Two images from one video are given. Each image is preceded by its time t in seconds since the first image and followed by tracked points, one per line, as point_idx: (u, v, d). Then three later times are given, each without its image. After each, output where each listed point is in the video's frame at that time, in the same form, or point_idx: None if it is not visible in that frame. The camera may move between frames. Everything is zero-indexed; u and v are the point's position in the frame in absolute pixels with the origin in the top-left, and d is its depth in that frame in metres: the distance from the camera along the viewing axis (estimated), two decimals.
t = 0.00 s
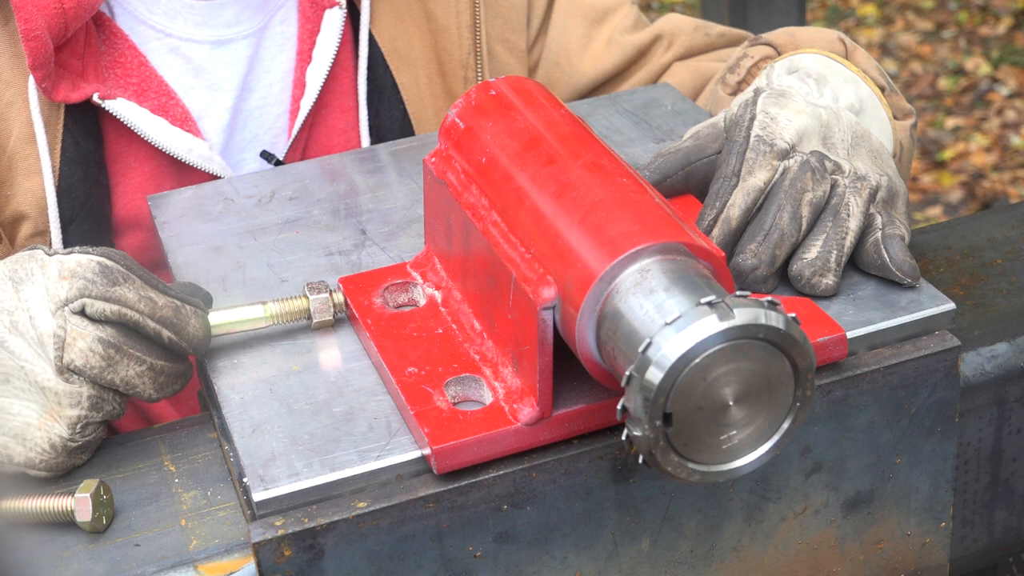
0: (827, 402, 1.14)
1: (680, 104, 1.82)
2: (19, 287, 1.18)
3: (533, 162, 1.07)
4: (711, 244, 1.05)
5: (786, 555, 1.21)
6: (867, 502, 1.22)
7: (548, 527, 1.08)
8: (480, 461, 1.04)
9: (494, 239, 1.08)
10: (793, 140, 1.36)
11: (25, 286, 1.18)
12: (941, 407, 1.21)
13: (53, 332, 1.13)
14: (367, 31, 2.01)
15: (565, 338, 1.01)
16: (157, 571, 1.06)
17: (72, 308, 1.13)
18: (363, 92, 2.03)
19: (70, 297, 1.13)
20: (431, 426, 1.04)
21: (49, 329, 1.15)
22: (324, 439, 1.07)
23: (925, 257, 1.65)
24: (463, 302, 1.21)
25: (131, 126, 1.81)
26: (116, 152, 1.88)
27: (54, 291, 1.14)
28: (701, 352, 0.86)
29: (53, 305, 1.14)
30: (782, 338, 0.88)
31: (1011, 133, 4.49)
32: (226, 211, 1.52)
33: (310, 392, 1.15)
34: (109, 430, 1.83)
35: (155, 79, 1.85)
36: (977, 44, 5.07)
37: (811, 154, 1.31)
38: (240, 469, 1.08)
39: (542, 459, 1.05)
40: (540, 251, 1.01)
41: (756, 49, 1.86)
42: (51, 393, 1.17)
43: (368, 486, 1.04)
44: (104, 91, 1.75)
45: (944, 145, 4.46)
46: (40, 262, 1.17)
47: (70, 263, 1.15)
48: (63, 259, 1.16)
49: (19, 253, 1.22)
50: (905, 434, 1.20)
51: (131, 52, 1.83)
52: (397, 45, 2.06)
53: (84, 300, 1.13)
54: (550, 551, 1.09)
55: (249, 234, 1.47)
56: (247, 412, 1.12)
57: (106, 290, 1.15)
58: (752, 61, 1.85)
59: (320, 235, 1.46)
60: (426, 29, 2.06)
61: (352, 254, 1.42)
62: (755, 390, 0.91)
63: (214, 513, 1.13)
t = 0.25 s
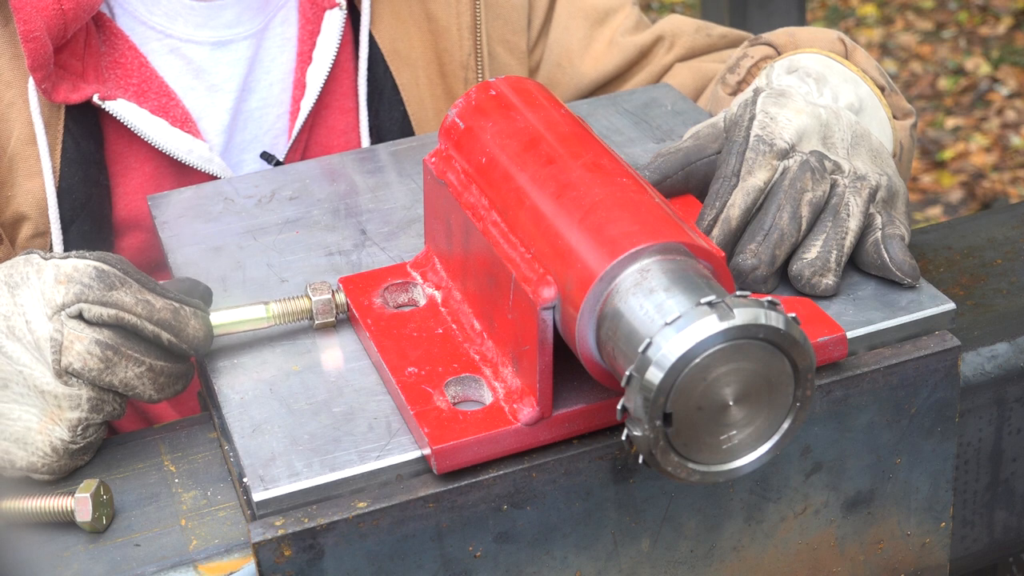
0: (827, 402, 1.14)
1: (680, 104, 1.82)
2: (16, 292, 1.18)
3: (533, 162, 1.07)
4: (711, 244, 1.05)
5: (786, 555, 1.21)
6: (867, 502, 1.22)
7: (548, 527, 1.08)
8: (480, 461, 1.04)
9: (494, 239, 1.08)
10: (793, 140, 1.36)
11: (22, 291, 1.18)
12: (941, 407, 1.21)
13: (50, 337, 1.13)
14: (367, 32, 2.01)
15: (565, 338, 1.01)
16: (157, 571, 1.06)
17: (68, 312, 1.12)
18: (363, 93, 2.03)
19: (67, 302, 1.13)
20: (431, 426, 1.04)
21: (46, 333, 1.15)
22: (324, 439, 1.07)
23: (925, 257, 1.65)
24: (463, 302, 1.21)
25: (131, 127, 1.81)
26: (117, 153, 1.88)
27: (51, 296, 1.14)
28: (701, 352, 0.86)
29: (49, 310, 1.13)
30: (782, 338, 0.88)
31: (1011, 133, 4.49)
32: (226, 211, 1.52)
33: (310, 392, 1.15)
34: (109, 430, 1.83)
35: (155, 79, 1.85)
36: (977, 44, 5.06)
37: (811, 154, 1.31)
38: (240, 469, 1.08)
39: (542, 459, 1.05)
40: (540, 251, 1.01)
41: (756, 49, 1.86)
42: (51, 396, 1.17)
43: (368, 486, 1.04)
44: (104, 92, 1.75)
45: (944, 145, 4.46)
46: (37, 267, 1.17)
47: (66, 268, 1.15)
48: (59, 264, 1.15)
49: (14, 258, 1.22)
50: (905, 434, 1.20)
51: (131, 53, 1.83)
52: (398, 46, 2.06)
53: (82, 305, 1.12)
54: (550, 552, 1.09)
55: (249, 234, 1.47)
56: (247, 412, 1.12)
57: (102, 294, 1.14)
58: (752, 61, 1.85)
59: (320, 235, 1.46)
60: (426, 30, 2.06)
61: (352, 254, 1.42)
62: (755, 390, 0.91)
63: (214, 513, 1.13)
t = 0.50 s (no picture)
0: (827, 402, 1.14)
1: (680, 104, 1.82)
2: (17, 294, 1.18)
3: (533, 162, 1.07)
4: (711, 244, 1.05)
5: (786, 555, 1.21)
6: (867, 502, 1.22)
7: (548, 527, 1.08)
8: (480, 461, 1.04)
9: (494, 239, 1.08)
10: (793, 139, 1.36)
11: (23, 294, 1.18)
12: (941, 407, 1.21)
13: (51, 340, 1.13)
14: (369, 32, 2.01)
15: (565, 338, 1.01)
16: (157, 571, 1.06)
17: (71, 317, 1.13)
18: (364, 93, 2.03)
19: (69, 307, 1.14)
20: (430, 426, 1.04)
21: (47, 337, 1.15)
22: (325, 439, 1.07)
23: (925, 257, 1.65)
24: (463, 302, 1.21)
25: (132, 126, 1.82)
26: (117, 152, 1.88)
27: (53, 301, 1.15)
28: (701, 352, 0.86)
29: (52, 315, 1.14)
30: (782, 338, 0.88)
31: (1011, 133, 4.49)
32: (226, 211, 1.52)
33: (310, 392, 1.15)
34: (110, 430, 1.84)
35: (156, 80, 1.85)
36: (977, 44, 5.06)
37: (810, 154, 1.31)
38: (240, 469, 1.08)
39: (542, 459, 1.05)
40: (540, 251, 1.01)
41: (756, 48, 1.86)
42: (52, 399, 1.17)
43: (368, 486, 1.04)
44: (105, 92, 1.75)
45: (944, 145, 4.46)
46: (39, 270, 1.17)
47: (70, 274, 1.16)
48: (63, 269, 1.16)
49: (15, 260, 1.22)
50: (905, 434, 1.20)
51: (132, 52, 1.83)
52: (400, 47, 2.06)
53: (83, 312, 1.13)
54: (550, 551, 1.09)
55: (249, 234, 1.47)
56: (247, 413, 1.12)
57: (106, 303, 1.15)
58: (752, 61, 1.85)
59: (320, 235, 1.46)
60: (428, 31, 2.06)
61: (352, 254, 1.42)
62: (755, 390, 0.91)
63: (214, 513, 1.13)
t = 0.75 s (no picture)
0: (827, 402, 1.14)
1: (680, 104, 1.81)
2: (17, 297, 1.18)
3: (533, 162, 1.07)
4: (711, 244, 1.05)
5: (786, 555, 1.21)
6: (867, 502, 1.22)
7: (547, 527, 1.08)
8: (480, 461, 1.04)
9: (494, 239, 1.08)
10: (793, 139, 1.36)
11: (23, 296, 1.18)
12: (941, 407, 1.21)
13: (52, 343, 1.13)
14: (371, 32, 2.01)
15: (565, 338, 1.01)
16: (157, 571, 1.06)
17: (71, 319, 1.13)
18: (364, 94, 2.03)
19: (70, 310, 1.14)
20: (430, 426, 1.04)
21: (48, 339, 1.15)
22: (325, 439, 1.07)
23: (925, 257, 1.65)
24: (463, 302, 1.21)
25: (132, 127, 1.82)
26: (118, 153, 1.88)
27: (53, 303, 1.15)
28: (701, 352, 0.86)
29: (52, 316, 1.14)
30: (782, 338, 0.88)
31: (1011, 133, 4.49)
32: (226, 211, 1.52)
33: (310, 392, 1.15)
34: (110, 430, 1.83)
35: (156, 80, 1.85)
36: (977, 44, 5.06)
37: (810, 153, 1.31)
38: (240, 469, 1.08)
39: (542, 459, 1.05)
40: (540, 251, 1.01)
41: (756, 48, 1.86)
42: (53, 401, 1.17)
43: (368, 486, 1.04)
44: (105, 93, 1.75)
45: (944, 145, 4.46)
46: (39, 272, 1.17)
47: (70, 276, 1.16)
48: (63, 271, 1.16)
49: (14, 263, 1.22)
50: (905, 434, 1.20)
51: (132, 53, 1.83)
52: (401, 48, 2.06)
53: (84, 314, 1.13)
54: (550, 551, 1.09)
55: (249, 234, 1.47)
56: (247, 413, 1.12)
57: (106, 304, 1.15)
58: (752, 60, 1.85)
59: (320, 235, 1.46)
60: (429, 31, 2.06)
61: (352, 254, 1.42)
62: (755, 390, 0.91)
63: (214, 513, 1.13)
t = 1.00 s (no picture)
0: (827, 401, 1.14)
1: (680, 104, 1.81)
2: (17, 299, 1.18)
3: (533, 162, 1.07)
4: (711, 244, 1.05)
5: (786, 555, 1.21)
6: (867, 502, 1.22)
7: (547, 527, 1.08)
8: (480, 461, 1.04)
9: (494, 239, 1.08)
10: (793, 138, 1.36)
11: (23, 298, 1.18)
12: (941, 407, 1.21)
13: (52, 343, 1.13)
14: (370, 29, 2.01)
15: (565, 338, 1.01)
16: (157, 571, 1.06)
17: (72, 320, 1.13)
18: (365, 92, 2.03)
19: (70, 310, 1.14)
20: (430, 426, 1.04)
21: (48, 340, 1.15)
22: (325, 439, 1.08)
23: (925, 257, 1.65)
24: (463, 302, 1.21)
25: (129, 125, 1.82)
26: (116, 151, 1.88)
27: (53, 304, 1.15)
28: (701, 352, 0.86)
29: (52, 317, 1.14)
30: (782, 338, 0.88)
31: (1011, 133, 4.49)
32: (226, 211, 1.52)
33: (310, 392, 1.15)
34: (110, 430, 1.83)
35: (154, 79, 1.85)
36: (977, 44, 5.06)
37: (811, 153, 1.31)
38: (240, 468, 1.08)
39: (542, 459, 1.05)
40: (540, 251, 1.01)
41: (756, 48, 1.86)
42: (54, 402, 1.17)
43: (368, 486, 1.04)
44: (102, 91, 1.76)
45: (944, 145, 4.46)
46: (40, 273, 1.18)
47: (70, 277, 1.16)
48: (63, 272, 1.16)
49: (15, 266, 1.22)
50: (905, 434, 1.20)
51: (130, 51, 1.83)
52: (400, 45, 2.06)
53: (84, 315, 1.13)
54: (550, 552, 1.09)
55: (249, 234, 1.47)
56: (247, 412, 1.12)
57: (106, 305, 1.15)
58: (752, 60, 1.85)
59: (320, 235, 1.46)
60: (428, 28, 2.06)
61: (352, 254, 1.42)
62: (755, 390, 0.91)
63: (214, 513, 1.13)
